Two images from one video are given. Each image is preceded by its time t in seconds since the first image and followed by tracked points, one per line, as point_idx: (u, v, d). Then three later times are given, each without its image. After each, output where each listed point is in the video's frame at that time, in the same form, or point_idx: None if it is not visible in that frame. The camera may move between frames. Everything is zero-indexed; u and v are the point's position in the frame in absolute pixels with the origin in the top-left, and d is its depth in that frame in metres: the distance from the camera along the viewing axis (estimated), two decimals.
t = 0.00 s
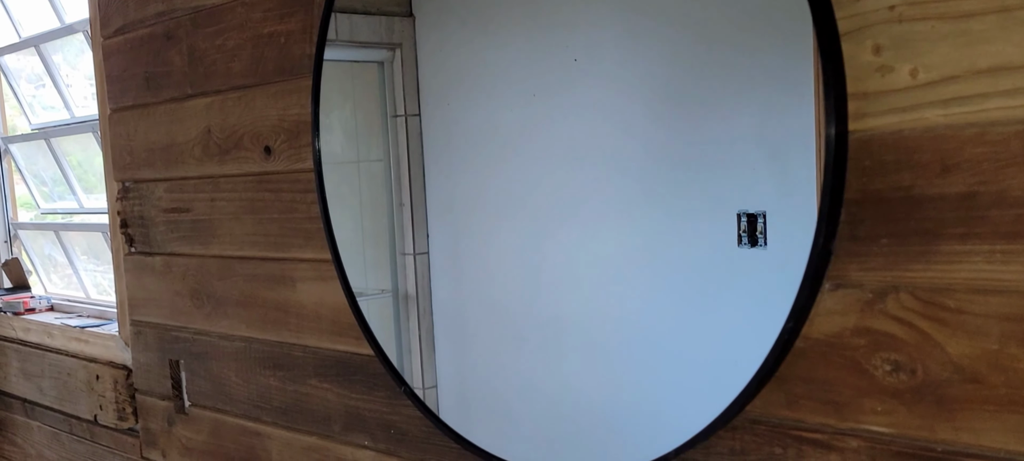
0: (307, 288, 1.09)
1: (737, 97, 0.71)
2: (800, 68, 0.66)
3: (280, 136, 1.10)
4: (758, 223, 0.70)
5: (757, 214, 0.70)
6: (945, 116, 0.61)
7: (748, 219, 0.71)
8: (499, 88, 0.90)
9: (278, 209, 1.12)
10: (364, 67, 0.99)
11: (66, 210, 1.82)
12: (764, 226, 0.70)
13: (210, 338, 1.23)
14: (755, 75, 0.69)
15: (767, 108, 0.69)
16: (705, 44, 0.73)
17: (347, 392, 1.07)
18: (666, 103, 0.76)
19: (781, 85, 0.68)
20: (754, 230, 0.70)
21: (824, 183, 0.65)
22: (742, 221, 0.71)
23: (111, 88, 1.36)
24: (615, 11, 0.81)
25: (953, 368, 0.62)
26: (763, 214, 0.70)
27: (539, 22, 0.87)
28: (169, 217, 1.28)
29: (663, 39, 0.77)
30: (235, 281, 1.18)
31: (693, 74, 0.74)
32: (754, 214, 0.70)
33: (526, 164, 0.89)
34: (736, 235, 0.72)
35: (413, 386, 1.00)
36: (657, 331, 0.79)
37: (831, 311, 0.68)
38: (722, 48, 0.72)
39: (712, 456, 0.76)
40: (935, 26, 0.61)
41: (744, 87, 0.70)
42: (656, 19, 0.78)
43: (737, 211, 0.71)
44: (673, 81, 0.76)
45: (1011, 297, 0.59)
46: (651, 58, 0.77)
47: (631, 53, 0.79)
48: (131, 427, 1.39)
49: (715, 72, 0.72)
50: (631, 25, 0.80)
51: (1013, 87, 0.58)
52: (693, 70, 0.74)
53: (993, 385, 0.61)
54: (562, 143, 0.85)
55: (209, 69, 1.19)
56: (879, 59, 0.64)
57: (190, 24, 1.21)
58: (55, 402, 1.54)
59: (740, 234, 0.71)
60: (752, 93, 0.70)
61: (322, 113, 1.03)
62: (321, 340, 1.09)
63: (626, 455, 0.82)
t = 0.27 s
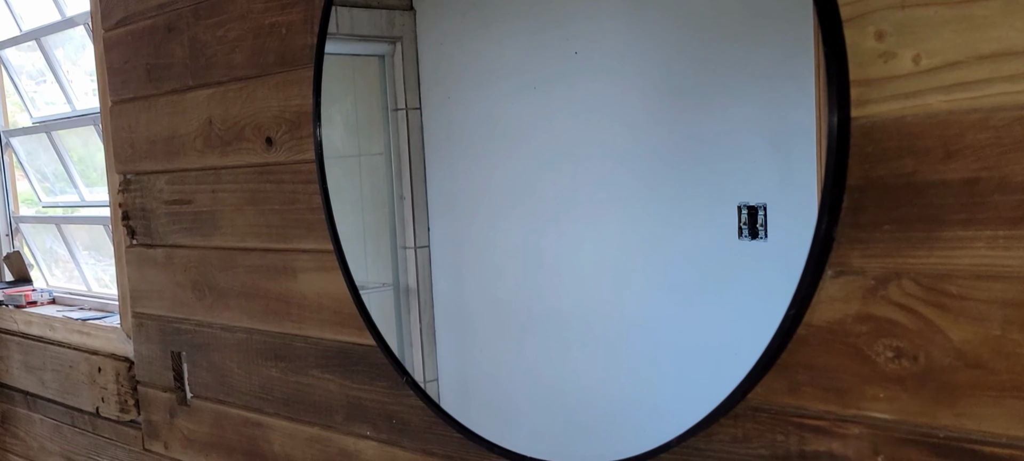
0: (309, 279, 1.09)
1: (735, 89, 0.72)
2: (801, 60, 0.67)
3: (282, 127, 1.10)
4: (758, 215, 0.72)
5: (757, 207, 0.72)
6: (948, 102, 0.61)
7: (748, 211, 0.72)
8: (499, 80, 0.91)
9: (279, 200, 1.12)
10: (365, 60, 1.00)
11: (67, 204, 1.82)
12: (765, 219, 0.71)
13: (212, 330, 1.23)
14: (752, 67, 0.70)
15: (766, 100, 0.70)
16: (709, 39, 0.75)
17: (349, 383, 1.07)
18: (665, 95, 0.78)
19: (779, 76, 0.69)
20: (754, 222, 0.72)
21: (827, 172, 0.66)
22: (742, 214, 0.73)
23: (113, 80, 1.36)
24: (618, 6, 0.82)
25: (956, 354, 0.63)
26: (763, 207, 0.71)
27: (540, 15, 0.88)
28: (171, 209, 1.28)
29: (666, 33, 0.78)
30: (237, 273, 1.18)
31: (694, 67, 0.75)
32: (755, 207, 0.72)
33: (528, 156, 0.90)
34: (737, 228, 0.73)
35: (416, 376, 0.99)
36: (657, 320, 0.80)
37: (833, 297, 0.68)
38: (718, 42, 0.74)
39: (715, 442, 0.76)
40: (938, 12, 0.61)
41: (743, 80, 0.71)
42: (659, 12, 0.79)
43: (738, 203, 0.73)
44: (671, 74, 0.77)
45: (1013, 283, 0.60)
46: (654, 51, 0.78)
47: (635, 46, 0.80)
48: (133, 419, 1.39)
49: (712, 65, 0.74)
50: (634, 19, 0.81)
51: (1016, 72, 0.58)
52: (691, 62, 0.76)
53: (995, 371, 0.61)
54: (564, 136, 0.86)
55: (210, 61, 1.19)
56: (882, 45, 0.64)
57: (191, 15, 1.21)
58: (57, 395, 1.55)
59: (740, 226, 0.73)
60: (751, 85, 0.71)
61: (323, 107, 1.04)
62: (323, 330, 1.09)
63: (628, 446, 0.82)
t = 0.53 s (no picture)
0: (311, 271, 1.09)
1: (738, 85, 0.74)
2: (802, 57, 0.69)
3: (283, 120, 1.10)
4: (759, 208, 0.74)
5: (758, 200, 0.74)
6: (950, 90, 0.61)
7: (749, 206, 0.75)
8: (501, 76, 0.92)
9: (280, 192, 1.12)
10: (365, 55, 1.00)
11: (69, 198, 1.82)
12: (765, 212, 0.73)
13: (213, 322, 1.23)
14: (753, 64, 0.73)
15: (766, 96, 0.72)
16: (708, 35, 0.77)
17: (351, 375, 1.07)
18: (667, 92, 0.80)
19: (779, 72, 0.71)
20: (754, 216, 0.74)
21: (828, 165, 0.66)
22: (743, 207, 0.75)
23: (114, 73, 1.36)
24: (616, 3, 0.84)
25: (958, 342, 0.63)
26: (764, 201, 0.73)
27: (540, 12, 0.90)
28: (172, 202, 1.28)
29: (665, 30, 0.80)
30: (239, 265, 1.18)
31: (692, 65, 0.78)
32: (755, 201, 0.74)
33: (531, 151, 0.92)
34: (738, 221, 0.76)
35: (417, 367, 1.00)
36: (661, 311, 0.82)
37: (835, 286, 0.68)
38: (717, 41, 0.76)
39: (716, 433, 0.76)
40: None
41: (744, 77, 0.74)
42: (657, 11, 0.81)
43: (739, 197, 0.75)
44: (673, 72, 0.79)
45: (1015, 271, 0.60)
46: (653, 48, 0.81)
47: (633, 43, 0.83)
48: (134, 412, 1.39)
49: (711, 62, 0.77)
50: (633, 17, 0.83)
51: (1018, 60, 0.58)
52: (688, 60, 0.78)
53: (997, 359, 0.61)
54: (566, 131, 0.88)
55: (211, 53, 1.19)
56: (884, 33, 0.63)
57: (191, 7, 1.21)
58: (59, 388, 1.55)
59: (741, 219, 0.75)
60: (755, 82, 0.73)
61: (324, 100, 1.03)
62: (325, 322, 1.09)
63: (626, 437, 0.82)
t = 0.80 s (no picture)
0: (312, 263, 1.09)
1: (738, 77, 0.72)
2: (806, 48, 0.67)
3: (285, 112, 1.10)
4: (760, 204, 0.71)
5: (759, 195, 0.71)
6: (954, 77, 0.61)
7: (750, 200, 0.72)
8: (501, 70, 0.91)
9: (282, 185, 1.12)
10: (367, 51, 1.01)
11: (70, 192, 1.82)
12: (768, 207, 0.71)
13: (215, 315, 1.23)
14: (755, 55, 0.71)
15: (768, 89, 0.70)
16: (710, 25, 0.75)
17: (352, 367, 1.07)
18: (662, 83, 0.78)
19: (780, 65, 0.69)
20: (756, 211, 0.72)
21: (831, 156, 0.65)
22: (744, 202, 0.72)
23: (115, 66, 1.36)
24: None
25: (960, 330, 0.62)
26: (765, 195, 0.71)
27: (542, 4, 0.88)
28: (174, 195, 1.28)
29: (667, 20, 0.78)
30: (240, 258, 1.18)
31: (693, 56, 0.76)
32: (757, 195, 0.72)
33: (531, 146, 0.90)
34: (739, 217, 0.73)
35: (418, 358, 1.00)
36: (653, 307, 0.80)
37: (837, 275, 0.68)
38: (716, 35, 0.74)
39: (718, 423, 0.76)
40: None
41: (745, 68, 0.71)
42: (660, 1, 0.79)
43: (739, 192, 0.73)
44: (669, 62, 0.77)
45: (1018, 258, 0.60)
46: (654, 39, 0.79)
47: (635, 34, 0.81)
48: (136, 406, 1.39)
49: (712, 55, 0.74)
50: (635, 8, 0.81)
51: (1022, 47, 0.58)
52: (689, 51, 0.76)
53: (1000, 347, 0.61)
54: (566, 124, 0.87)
55: (212, 46, 1.19)
56: (887, 21, 0.63)
57: None
58: (60, 382, 1.55)
59: (743, 215, 0.73)
60: (756, 73, 0.70)
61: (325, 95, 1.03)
62: (326, 314, 1.09)
63: (626, 430, 0.82)
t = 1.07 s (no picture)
0: (314, 253, 1.09)
1: (740, 71, 0.72)
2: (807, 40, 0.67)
3: (286, 101, 1.10)
4: (762, 196, 0.72)
5: (761, 188, 0.72)
6: (955, 62, 0.61)
7: (751, 193, 0.73)
8: (502, 63, 0.92)
9: (283, 174, 1.12)
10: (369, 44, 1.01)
11: (71, 183, 1.82)
12: (768, 200, 0.72)
13: (216, 305, 1.23)
14: (756, 48, 0.71)
15: (770, 83, 0.71)
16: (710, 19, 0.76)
17: (354, 356, 1.07)
18: (662, 76, 0.79)
19: (781, 61, 0.70)
20: (757, 204, 0.73)
21: (833, 145, 0.65)
22: (746, 195, 0.73)
23: (115, 57, 1.35)
24: None
25: (962, 315, 0.62)
26: (767, 188, 0.72)
27: None
28: (175, 185, 1.28)
29: (667, 14, 0.79)
30: (242, 248, 1.18)
31: (694, 50, 0.77)
32: (758, 188, 0.73)
33: (531, 139, 0.91)
34: (740, 209, 0.74)
35: (420, 348, 1.00)
36: (655, 296, 0.81)
37: (839, 261, 0.67)
38: (718, 30, 0.75)
39: (720, 409, 0.76)
40: None
41: (746, 62, 0.72)
42: None
43: (741, 185, 0.73)
44: (669, 56, 0.78)
45: (1020, 243, 0.59)
46: (655, 33, 0.80)
47: (636, 29, 0.82)
48: (138, 396, 1.39)
49: (713, 48, 0.75)
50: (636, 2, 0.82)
51: None
52: (689, 45, 0.77)
53: (1001, 332, 0.61)
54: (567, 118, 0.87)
55: (212, 35, 1.19)
56: (889, 6, 0.63)
57: None
58: (62, 374, 1.55)
59: (744, 207, 0.73)
60: (757, 66, 0.71)
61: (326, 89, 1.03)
62: (327, 304, 1.09)
63: (625, 418, 0.83)
